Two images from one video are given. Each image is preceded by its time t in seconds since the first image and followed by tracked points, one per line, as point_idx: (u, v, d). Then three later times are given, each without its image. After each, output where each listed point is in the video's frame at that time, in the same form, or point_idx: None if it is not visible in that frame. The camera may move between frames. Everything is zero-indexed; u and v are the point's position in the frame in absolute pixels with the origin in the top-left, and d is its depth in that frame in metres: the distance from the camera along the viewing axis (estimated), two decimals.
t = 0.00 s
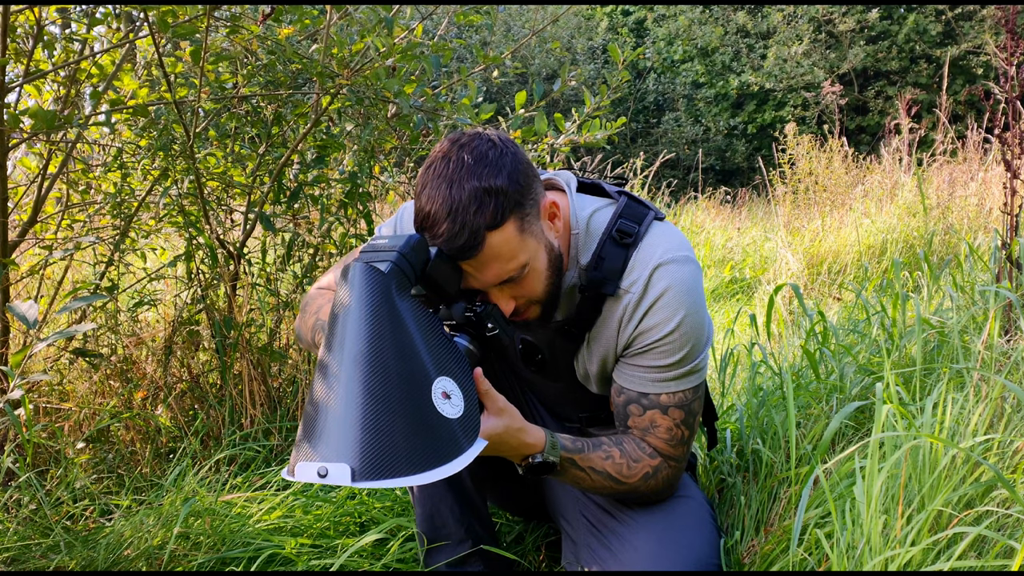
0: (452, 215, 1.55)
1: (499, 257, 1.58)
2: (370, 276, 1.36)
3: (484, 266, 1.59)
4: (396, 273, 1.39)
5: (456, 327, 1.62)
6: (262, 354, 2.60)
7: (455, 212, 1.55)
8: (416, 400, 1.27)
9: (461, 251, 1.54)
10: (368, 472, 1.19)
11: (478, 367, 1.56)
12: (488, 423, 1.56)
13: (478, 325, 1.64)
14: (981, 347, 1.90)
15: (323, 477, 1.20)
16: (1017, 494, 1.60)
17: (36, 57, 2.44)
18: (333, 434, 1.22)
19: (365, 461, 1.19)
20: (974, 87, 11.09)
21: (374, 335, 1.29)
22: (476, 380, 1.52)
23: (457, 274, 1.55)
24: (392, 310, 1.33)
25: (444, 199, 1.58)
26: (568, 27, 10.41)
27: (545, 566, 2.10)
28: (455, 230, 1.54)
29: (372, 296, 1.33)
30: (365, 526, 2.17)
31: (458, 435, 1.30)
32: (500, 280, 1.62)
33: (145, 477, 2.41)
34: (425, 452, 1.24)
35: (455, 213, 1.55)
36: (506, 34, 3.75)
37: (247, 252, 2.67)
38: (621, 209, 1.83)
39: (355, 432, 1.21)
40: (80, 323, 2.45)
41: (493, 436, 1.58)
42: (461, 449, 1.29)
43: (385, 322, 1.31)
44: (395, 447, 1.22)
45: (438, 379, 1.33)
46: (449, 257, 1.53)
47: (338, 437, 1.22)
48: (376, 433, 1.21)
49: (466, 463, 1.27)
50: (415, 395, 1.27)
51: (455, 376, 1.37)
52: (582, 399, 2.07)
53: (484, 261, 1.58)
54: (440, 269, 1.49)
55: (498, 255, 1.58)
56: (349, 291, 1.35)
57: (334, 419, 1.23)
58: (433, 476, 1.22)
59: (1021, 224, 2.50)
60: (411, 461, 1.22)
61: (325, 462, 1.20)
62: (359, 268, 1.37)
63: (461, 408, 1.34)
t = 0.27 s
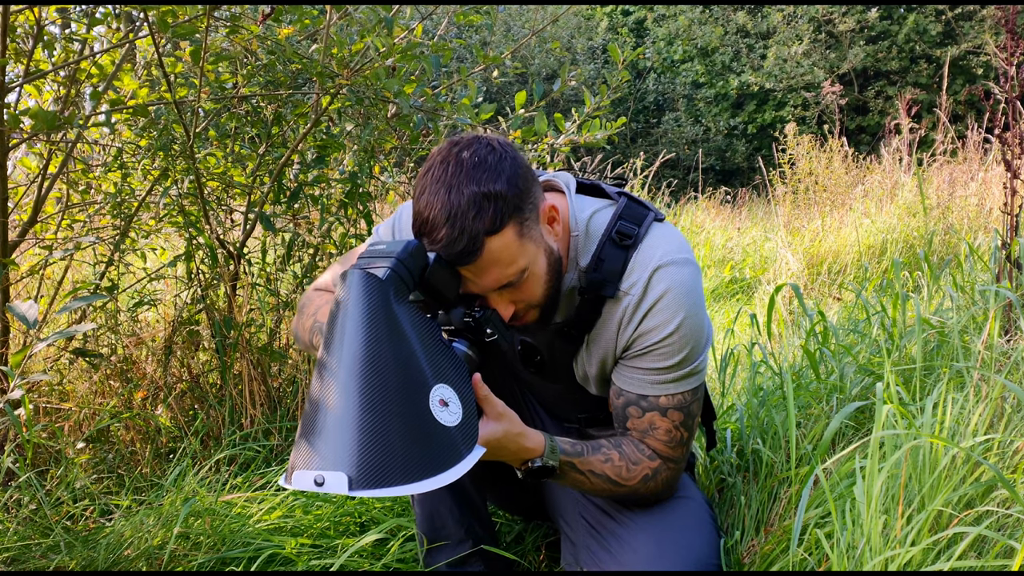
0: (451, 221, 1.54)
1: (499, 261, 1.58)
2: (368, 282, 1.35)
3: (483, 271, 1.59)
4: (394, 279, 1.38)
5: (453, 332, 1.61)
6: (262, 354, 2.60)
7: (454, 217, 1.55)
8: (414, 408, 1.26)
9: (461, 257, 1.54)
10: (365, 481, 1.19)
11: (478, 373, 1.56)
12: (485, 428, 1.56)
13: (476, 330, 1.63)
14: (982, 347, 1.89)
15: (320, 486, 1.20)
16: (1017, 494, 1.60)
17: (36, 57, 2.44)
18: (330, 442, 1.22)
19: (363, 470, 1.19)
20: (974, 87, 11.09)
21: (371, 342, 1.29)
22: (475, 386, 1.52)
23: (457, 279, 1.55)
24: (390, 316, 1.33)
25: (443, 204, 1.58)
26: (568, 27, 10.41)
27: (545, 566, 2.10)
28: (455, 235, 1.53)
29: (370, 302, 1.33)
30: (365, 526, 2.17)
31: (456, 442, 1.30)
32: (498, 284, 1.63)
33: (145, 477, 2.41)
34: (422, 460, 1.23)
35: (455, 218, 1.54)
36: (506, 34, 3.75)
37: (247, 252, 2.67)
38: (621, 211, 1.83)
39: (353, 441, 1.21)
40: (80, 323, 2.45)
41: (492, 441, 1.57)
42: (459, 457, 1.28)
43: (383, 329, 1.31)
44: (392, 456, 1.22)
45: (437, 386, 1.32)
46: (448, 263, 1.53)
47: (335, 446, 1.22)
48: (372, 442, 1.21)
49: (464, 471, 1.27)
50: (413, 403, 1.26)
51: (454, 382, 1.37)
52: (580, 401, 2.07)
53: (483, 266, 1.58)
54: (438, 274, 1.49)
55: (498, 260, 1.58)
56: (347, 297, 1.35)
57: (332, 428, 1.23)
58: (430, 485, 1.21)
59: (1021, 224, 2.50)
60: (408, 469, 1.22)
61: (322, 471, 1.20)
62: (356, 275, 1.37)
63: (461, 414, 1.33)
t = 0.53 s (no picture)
0: (449, 225, 1.55)
1: (497, 265, 1.58)
2: (366, 286, 1.35)
3: (482, 275, 1.59)
4: (392, 283, 1.38)
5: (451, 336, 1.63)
6: (262, 354, 2.59)
7: (452, 221, 1.55)
8: (413, 412, 1.26)
9: (459, 261, 1.54)
10: (364, 485, 1.19)
11: (476, 376, 1.57)
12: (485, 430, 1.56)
13: (475, 332, 1.64)
14: (982, 347, 1.89)
15: (319, 491, 1.20)
16: (1017, 494, 1.60)
17: (36, 56, 2.45)
18: (329, 447, 1.22)
19: (362, 474, 1.19)
20: (974, 87, 11.09)
21: (369, 347, 1.29)
22: (472, 389, 1.52)
23: (456, 282, 1.55)
24: (389, 320, 1.32)
25: (441, 207, 1.58)
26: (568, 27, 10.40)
27: (545, 566, 2.09)
28: (453, 239, 1.53)
29: (369, 306, 1.33)
30: (365, 526, 2.17)
31: (455, 446, 1.30)
32: (496, 288, 1.62)
33: (145, 478, 2.41)
34: (422, 465, 1.23)
35: (453, 222, 1.54)
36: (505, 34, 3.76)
37: (247, 252, 2.67)
38: (620, 212, 1.83)
39: (351, 445, 1.21)
40: (80, 323, 2.45)
41: (491, 444, 1.57)
42: (459, 462, 1.28)
43: (382, 333, 1.30)
44: (391, 460, 1.21)
45: (437, 390, 1.32)
46: (446, 266, 1.53)
47: (334, 450, 1.22)
48: (372, 448, 1.21)
49: (464, 476, 1.27)
50: (412, 407, 1.26)
51: (453, 387, 1.37)
52: (579, 402, 2.07)
53: (482, 270, 1.58)
54: (437, 278, 1.49)
55: (497, 264, 1.58)
56: (346, 300, 1.35)
57: (331, 432, 1.23)
58: (430, 490, 1.21)
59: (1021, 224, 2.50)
60: (408, 474, 1.22)
61: (321, 476, 1.20)
62: (355, 279, 1.36)
63: (459, 419, 1.33)
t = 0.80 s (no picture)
0: (448, 226, 1.54)
1: (496, 266, 1.58)
2: (365, 288, 1.35)
3: (481, 277, 1.59)
4: (390, 286, 1.38)
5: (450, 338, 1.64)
6: (262, 354, 2.59)
7: (450, 223, 1.55)
8: (412, 415, 1.26)
9: (458, 263, 1.53)
10: (363, 488, 1.19)
11: (475, 378, 1.57)
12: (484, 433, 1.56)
13: (474, 334, 1.65)
14: (982, 347, 1.89)
15: (318, 494, 1.20)
16: (1017, 494, 1.60)
17: (35, 56, 2.44)
18: (328, 450, 1.22)
19: (361, 478, 1.19)
20: (974, 87, 11.09)
21: (368, 351, 1.29)
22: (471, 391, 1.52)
23: (455, 284, 1.55)
24: (388, 322, 1.32)
25: (439, 209, 1.58)
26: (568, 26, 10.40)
27: (545, 566, 2.10)
28: (451, 241, 1.53)
29: (368, 309, 1.32)
30: (365, 526, 2.18)
31: (454, 449, 1.30)
32: (495, 289, 1.62)
33: (145, 477, 2.41)
34: (421, 468, 1.23)
35: (451, 224, 1.54)
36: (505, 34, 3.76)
37: (247, 252, 2.67)
38: (620, 212, 1.83)
39: (350, 449, 1.21)
40: (80, 323, 2.45)
41: (490, 446, 1.57)
42: (458, 464, 1.28)
43: (381, 335, 1.30)
44: (390, 464, 1.21)
45: (435, 392, 1.32)
46: (445, 268, 1.52)
47: (333, 454, 1.22)
48: (370, 451, 1.21)
49: (463, 478, 1.27)
50: (411, 410, 1.26)
51: (452, 390, 1.37)
52: (578, 403, 2.07)
53: (481, 272, 1.58)
54: (435, 280, 1.48)
55: (496, 265, 1.58)
56: (345, 303, 1.34)
57: (330, 435, 1.23)
58: (429, 493, 1.21)
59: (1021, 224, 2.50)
60: (407, 477, 1.22)
61: (320, 479, 1.20)
62: (353, 282, 1.36)
63: (458, 422, 1.33)
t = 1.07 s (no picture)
0: (448, 226, 1.54)
1: (496, 266, 1.58)
2: (365, 288, 1.35)
3: (481, 277, 1.59)
4: (390, 286, 1.38)
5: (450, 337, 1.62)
6: (262, 354, 2.59)
7: (450, 223, 1.55)
8: (412, 415, 1.26)
9: (457, 262, 1.53)
10: (363, 488, 1.19)
11: (474, 377, 1.57)
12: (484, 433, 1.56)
13: (474, 334, 1.64)
14: (982, 347, 1.89)
15: (317, 493, 1.20)
16: (1017, 494, 1.60)
17: (35, 56, 2.45)
18: (328, 449, 1.22)
19: (361, 477, 1.19)
20: (974, 87, 11.09)
21: (368, 350, 1.29)
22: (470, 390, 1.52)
23: (454, 284, 1.55)
24: (387, 322, 1.32)
25: (439, 209, 1.58)
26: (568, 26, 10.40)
27: (545, 566, 2.10)
28: (451, 241, 1.53)
29: (368, 308, 1.32)
30: (365, 527, 2.18)
31: (454, 449, 1.29)
32: (495, 289, 1.62)
33: (145, 478, 2.41)
34: (420, 467, 1.23)
35: (451, 224, 1.54)
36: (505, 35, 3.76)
37: (247, 252, 2.67)
38: (619, 213, 1.83)
39: (350, 448, 1.21)
40: (80, 323, 2.45)
41: (490, 446, 1.57)
42: (457, 464, 1.28)
43: (380, 335, 1.30)
44: (390, 463, 1.21)
45: (435, 392, 1.32)
46: (445, 268, 1.52)
47: (333, 453, 1.22)
48: (370, 450, 1.21)
49: (462, 478, 1.27)
50: (411, 410, 1.26)
51: (452, 389, 1.37)
52: (578, 402, 2.06)
53: (480, 272, 1.58)
54: (435, 280, 1.48)
55: (495, 265, 1.58)
56: (345, 302, 1.34)
57: (329, 435, 1.23)
58: (428, 493, 1.21)
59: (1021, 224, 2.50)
60: (406, 477, 1.22)
61: (320, 479, 1.20)
62: (353, 282, 1.36)
63: (458, 421, 1.33)
